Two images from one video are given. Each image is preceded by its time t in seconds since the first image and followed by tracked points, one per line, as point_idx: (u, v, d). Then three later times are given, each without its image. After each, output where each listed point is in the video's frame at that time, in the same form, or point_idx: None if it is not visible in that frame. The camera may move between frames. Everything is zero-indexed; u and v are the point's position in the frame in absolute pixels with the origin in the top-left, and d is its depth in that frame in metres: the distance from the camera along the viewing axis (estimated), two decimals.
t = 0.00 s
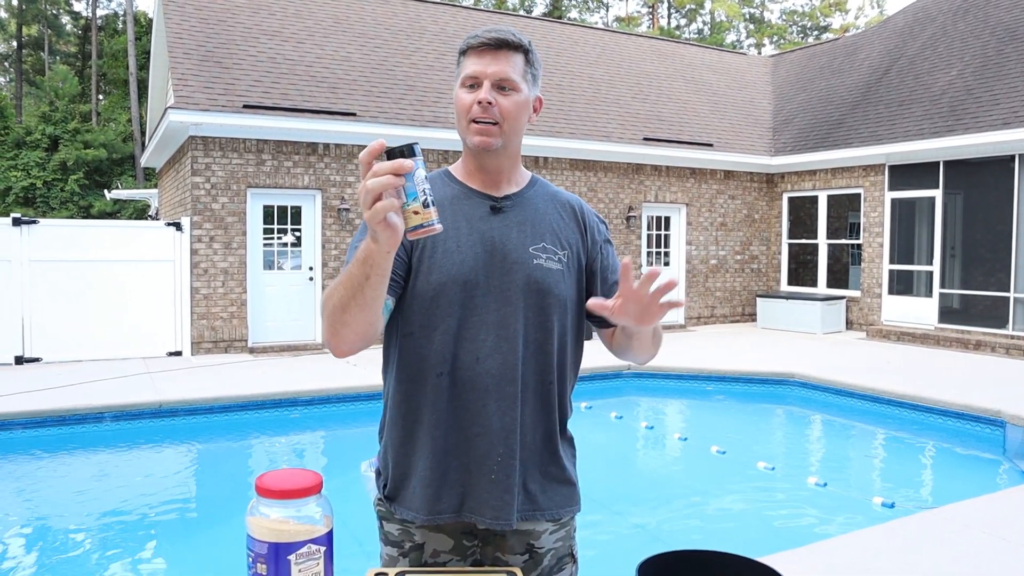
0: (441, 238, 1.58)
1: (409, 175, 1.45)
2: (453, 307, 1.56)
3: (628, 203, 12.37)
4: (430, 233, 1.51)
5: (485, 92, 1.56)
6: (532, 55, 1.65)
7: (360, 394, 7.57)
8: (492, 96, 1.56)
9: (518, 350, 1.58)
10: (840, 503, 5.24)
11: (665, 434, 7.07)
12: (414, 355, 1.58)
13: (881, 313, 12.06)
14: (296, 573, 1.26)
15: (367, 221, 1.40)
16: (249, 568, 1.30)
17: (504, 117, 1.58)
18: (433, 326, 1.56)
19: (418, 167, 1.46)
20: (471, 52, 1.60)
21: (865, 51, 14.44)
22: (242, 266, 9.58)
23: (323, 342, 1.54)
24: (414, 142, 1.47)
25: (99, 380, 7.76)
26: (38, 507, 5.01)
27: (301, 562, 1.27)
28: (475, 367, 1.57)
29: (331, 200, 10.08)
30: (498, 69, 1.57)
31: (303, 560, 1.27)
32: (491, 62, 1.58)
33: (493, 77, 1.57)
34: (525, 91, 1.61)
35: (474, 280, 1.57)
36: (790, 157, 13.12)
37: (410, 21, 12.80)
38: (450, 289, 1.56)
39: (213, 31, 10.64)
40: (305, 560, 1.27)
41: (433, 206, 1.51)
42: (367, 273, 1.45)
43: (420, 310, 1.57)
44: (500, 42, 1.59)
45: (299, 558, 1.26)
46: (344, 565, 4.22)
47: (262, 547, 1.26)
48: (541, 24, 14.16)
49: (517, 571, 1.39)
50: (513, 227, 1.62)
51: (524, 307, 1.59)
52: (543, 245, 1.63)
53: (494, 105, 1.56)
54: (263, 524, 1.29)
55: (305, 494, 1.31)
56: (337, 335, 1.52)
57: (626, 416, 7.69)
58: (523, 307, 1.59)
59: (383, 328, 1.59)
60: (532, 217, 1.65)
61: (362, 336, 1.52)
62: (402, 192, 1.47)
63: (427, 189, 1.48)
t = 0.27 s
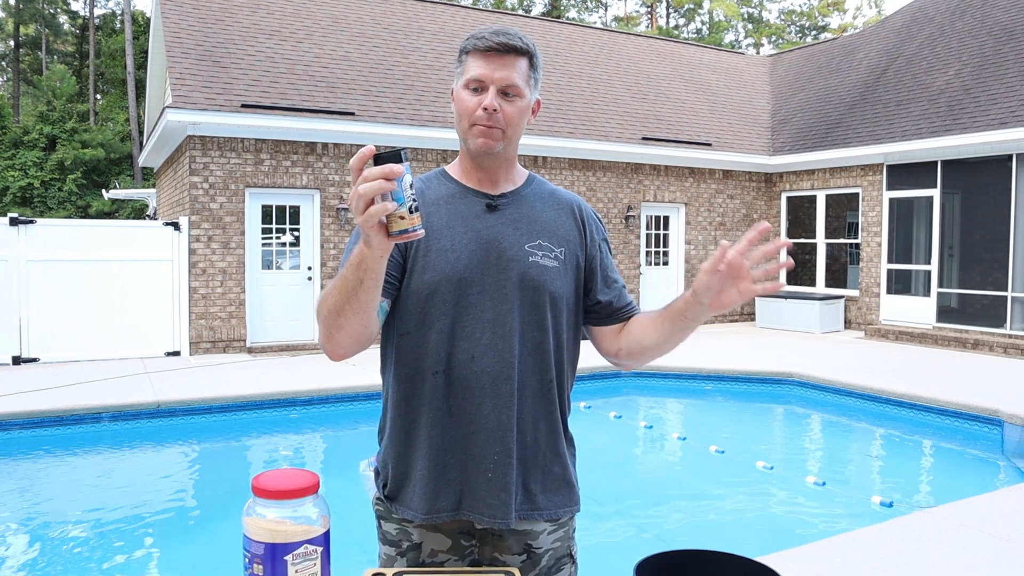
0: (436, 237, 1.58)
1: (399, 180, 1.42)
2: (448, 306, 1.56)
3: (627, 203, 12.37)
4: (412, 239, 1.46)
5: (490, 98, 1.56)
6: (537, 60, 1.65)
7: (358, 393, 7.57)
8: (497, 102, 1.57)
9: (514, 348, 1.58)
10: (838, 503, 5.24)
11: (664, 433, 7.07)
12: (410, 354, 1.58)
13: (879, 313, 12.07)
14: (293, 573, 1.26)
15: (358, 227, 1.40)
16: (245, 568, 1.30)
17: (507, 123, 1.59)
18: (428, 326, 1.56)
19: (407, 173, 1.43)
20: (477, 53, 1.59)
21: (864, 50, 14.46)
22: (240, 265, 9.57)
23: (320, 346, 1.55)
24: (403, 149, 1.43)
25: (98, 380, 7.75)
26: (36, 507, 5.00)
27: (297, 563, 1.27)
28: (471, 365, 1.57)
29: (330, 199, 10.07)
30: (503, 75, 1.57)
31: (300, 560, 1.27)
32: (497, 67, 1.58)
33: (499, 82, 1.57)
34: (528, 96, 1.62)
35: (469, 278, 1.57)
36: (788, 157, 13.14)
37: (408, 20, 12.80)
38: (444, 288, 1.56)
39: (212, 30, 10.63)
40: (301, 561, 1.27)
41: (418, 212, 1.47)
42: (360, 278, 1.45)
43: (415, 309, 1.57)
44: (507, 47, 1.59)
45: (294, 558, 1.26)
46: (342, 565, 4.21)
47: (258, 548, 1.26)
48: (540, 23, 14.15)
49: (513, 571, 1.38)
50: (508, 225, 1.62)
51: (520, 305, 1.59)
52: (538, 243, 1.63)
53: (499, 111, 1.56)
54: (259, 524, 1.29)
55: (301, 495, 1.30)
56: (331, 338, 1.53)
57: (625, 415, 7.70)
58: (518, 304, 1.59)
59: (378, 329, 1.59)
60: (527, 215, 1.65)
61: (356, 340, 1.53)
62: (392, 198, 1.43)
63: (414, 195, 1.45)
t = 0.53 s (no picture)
0: (438, 237, 1.58)
1: (399, 181, 1.42)
2: (449, 306, 1.56)
3: (627, 202, 12.36)
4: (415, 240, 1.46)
5: (505, 94, 1.57)
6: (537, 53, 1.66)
7: (358, 393, 7.56)
8: (512, 98, 1.57)
9: (515, 350, 1.57)
10: (838, 502, 5.23)
11: (664, 433, 7.07)
12: (411, 354, 1.57)
13: (879, 312, 12.07)
14: (292, 574, 1.26)
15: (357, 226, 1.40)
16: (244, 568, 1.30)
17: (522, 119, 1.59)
18: (430, 326, 1.56)
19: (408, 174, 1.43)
20: (484, 50, 1.58)
21: (863, 49, 14.45)
22: (239, 265, 9.57)
23: (320, 346, 1.54)
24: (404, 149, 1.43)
25: (97, 380, 7.74)
26: (35, 507, 5.00)
27: (297, 563, 1.26)
28: (472, 367, 1.56)
29: (329, 199, 10.06)
30: (515, 72, 1.58)
31: (299, 561, 1.26)
32: (507, 63, 1.58)
33: (511, 78, 1.57)
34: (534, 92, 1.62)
35: (471, 280, 1.57)
36: (788, 156, 13.14)
37: (407, 19, 12.79)
38: (446, 288, 1.55)
39: (211, 30, 10.62)
40: (301, 561, 1.26)
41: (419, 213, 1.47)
42: (361, 277, 1.45)
43: (417, 309, 1.56)
44: (513, 43, 1.59)
45: (295, 558, 1.26)
46: (342, 565, 4.21)
47: (258, 548, 1.26)
48: (539, 22, 14.14)
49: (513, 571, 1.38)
50: (511, 225, 1.62)
51: (522, 306, 1.59)
52: (541, 245, 1.63)
53: (515, 107, 1.57)
54: (259, 524, 1.29)
55: (300, 495, 1.30)
56: (333, 338, 1.52)
57: (625, 415, 7.69)
58: (520, 306, 1.59)
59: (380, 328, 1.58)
60: (530, 216, 1.64)
61: (358, 339, 1.53)
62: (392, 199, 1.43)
63: (413, 197, 1.45)
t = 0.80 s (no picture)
0: (443, 236, 1.58)
1: (409, 177, 1.42)
2: (455, 306, 1.56)
3: (628, 201, 12.36)
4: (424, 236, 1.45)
5: (499, 93, 1.56)
6: (539, 52, 1.65)
7: (359, 393, 7.56)
8: (506, 97, 1.56)
9: (520, 349, 1.58)
10: (839, 501, 5.23)
11: (665, 432, 7.07)
12: (415, 353, 1.57)
13: (880, 312, 12.06)
14: (293, 573, 1.26)
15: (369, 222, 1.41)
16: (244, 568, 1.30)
17: (517, 118, 1.58)
18: (435, 326, 1.56)
19: (419, 170, 1.43)
20: (481, 49, 1.59)
21: (865, 48, 14.43)
22: (241, 265, 9.58)
23: (326, 346, 1.54)
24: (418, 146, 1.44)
25: (98, 379, 7.75)
26: (37, 506, 5.01)
27: (297, 562, 1.26)
28: (478, 366, 1.56)
29: (330, 198, 10.07)
30: (510, 70, 1.57)
31: (300, 560, 1.27)
32: (504, 61, 1.57)
33: (507, 77, 1.57)
34: (534, 91, 1.61)
35: (476, 279, 1.57)
36: (789, 156, 13.12)
37: (409, 18, 12.79)
38: (452, 287, 1.56)
39: (212, 29, 10.62)
40: (300, 561, 1.27)
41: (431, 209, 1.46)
42: (370, 275, 1.45)
43: (422, 309, 1.56)
44: (511, 42, 1.58)
45: (294, 558, 1.26)
46: (342, 564, 4.21)
47: (258, 547, 1.26)
48: (540, 22, 14.13)
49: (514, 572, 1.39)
50: (515, 224, 1.62)
51: (527, 306, 1.59)
52: (545, 244, 1.63)
53: (508, 106, 1.56)
54: (259, 523, 1.29)
55: (300, 494, 1.30)
56: (339, 337, 1.52)
57: (626, 414, 7.69)
58: (526, 305, 1.59)
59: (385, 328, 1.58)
60: (534, 215, 1.64)
61: (365, 338, 1.52)
62: (403, 195, 1.43)
63: (424, 193, 1.44)
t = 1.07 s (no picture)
0: (445, 237, 1.58)
1: (414, 178, 1.42)
2: (456, 307, 1.56)
3: (628, 201, 12.36)
4: (429, 237, 1.45)
5: (495, 96, 1.56)
6: (538, 53, 1.64)
7: (360, 392, 7.57)
8: (501, 100, 1.56)
9: (521, 349, 1.58)
10: (839, 501, 5.23)
11: (665, 431, 7.07)
12: (417, 354, 1.57)
13: (881, 311, 12.06)
14: (292, 573, 1.27)
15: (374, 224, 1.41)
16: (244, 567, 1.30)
17: (513, 121, 1.58)
18: (437, 327, 1.56)
19: (424, 171, 1.43)
20: (478, 52, 1.59)
21: (865, 47, 14.42)
22: (241, 264, 9.59)
23: (329, 346, 1.54)
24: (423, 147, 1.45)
25: (98, 379, 7.76)
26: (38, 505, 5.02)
27: (296, 562, 1.27)
28: (480, 367, 1.57)
29: (331, 198, 10.08)
30: (506, 72, 1.57)
31: (299, 560, 1.27)
32: (500, 64, 1.58)
33: (503, 79, 1.57)
34: (532, 93, 1.61)
35: (477, 280, 1.57)
36: (790, 155, 13.12)
37: (409, 18, 12.79)
38: (453, 288, 1.56)
39: (212, 29, 10.63)
40: (300, 560, 1.27)
41: (436, 211, 1.46)
42: (374, 276, 1.45)
43: (423, 310, 1.57)
44: (508, 44, 1.58)
45: (294, 558, 1.27)
46: (343, 563, 4.22)
47: (257, 547, 1.26)
48: (540, 21, 14.13)
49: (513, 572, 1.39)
50: (516, 225, 1.62)
51: (528, 306, 1.60)
52: (546, 245, 1.63)
53: (504, 109, 1.56)
54: (259, 523, 1.29)
55: (300, 494, 1.30)
56: (342, 339, 1.52)
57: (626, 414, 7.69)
58: (527, 306, 1.59)
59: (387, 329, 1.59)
60: (535, 216, 1.64)
61: (368, 340, 1.52)
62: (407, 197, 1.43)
63: (429, 194, 1.44)
